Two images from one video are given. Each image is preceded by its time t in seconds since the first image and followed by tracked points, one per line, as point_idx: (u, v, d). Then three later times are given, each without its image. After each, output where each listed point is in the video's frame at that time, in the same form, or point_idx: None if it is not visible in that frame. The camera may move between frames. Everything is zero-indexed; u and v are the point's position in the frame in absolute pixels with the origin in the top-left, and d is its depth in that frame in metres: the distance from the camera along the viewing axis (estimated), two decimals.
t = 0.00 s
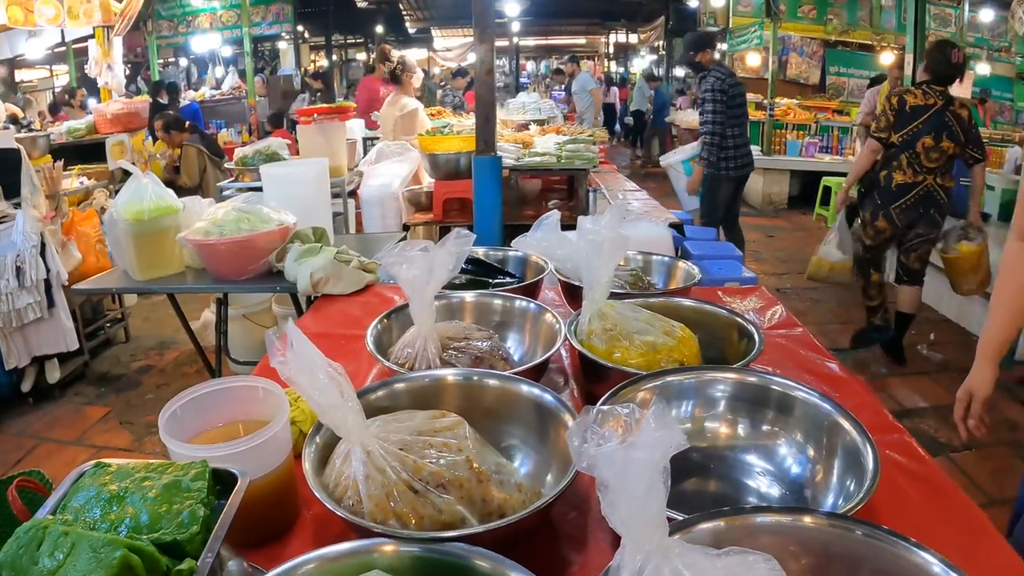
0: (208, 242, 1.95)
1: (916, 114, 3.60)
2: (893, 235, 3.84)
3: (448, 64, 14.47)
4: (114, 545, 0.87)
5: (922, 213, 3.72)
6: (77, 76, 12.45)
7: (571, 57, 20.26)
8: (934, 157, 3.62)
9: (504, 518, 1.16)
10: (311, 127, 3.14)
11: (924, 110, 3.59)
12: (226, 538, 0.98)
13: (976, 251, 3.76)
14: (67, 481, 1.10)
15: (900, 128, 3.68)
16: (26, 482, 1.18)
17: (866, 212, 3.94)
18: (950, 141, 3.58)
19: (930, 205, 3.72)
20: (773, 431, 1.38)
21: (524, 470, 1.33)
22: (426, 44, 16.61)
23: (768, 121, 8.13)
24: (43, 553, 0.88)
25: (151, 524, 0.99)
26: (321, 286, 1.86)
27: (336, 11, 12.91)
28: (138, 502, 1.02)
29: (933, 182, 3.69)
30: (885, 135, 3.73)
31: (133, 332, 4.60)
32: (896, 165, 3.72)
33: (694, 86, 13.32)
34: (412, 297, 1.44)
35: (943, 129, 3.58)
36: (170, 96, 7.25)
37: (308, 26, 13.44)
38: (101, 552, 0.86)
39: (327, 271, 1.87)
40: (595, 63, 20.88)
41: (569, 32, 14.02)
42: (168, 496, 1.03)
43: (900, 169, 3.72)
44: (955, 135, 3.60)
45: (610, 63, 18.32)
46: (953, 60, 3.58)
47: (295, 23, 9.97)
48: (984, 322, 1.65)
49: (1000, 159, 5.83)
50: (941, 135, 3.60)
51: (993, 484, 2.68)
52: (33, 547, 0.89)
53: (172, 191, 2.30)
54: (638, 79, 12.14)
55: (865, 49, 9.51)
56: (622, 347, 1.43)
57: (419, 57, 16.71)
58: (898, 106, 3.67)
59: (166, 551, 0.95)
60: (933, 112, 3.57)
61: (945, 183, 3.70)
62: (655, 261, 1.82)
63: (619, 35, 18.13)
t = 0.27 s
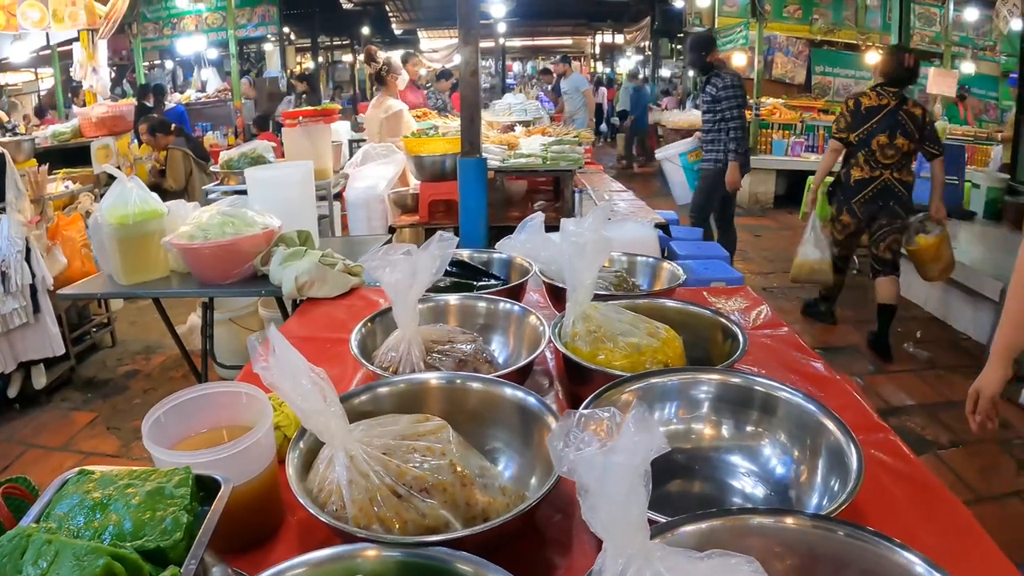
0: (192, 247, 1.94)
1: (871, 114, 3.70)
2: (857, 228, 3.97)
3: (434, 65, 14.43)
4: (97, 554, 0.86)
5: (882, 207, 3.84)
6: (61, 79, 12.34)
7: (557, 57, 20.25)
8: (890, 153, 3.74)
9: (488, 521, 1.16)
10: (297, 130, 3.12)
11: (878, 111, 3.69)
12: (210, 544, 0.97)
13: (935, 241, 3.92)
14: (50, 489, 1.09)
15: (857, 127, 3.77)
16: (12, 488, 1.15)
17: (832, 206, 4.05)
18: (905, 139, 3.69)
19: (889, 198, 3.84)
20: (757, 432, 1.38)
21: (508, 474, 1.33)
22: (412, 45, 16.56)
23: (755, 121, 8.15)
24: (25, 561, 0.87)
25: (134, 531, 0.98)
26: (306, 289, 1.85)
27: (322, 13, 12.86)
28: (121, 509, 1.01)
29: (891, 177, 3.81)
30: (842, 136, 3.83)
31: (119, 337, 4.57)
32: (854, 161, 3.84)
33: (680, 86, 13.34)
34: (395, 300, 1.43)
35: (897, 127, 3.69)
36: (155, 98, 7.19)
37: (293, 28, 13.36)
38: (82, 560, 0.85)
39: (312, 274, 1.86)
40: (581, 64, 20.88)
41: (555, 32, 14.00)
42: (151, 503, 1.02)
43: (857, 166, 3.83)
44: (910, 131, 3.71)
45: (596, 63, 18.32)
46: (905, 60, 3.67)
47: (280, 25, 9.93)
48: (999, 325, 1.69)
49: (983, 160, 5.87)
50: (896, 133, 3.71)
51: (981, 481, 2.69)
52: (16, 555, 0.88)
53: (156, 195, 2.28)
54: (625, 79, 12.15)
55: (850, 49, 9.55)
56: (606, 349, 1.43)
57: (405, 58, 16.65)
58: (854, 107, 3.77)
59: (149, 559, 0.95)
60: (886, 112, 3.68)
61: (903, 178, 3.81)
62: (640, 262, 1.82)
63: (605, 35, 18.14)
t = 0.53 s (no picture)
0: (170, 251, 1.92)
1: (818, 105, 3.91)
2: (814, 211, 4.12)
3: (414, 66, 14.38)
4: (73, 560, 0.86)
5: (834, 190, 4.02)
6: (38, 82, 12.19)
7: (538, 56, 20.23)
8: (839, 140, 3.95)
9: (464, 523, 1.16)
10: (275, 132, 3.11)
11: (824, 101, 3.91)
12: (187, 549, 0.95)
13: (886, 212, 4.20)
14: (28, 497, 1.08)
15: (806, 118, 3.97)
16: None
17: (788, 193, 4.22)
18: (852, 125, 3.90)
19: (841, 183, 4.02)
20: (733, 430, 1.39)
21: (485, 475, 1.33)
22: (393, 45, 16.51)
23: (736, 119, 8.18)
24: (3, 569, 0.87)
25: (111, 538, 0.97)
26: (284, 293, 1.84)
27: (302, 14, 12.75)
28: (98, 516, 1.00)
29: (842, 162, 4.00)
30: (793, 127, 4.02)
31: (99, 342, 4.54)
32: (807, 149, 4.03)
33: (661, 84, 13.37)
34: (371, 303, 1.43)
35: (843, 115, 3.91)
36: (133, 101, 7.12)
37: (273, 30, 13.27)
38: (60, 568, 0.85)
39: (290, 278, 1.85)
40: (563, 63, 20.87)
41: (536, 32, 13.98)
42: (128, 510, 1.01)
43: (810, 153, 4.02)
44: (856, 118, 3.93)
45: (577, 62, 18.32)
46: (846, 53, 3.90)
47: (259, 26, 9.87)
48: None
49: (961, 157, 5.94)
50: (842, 121, 3.92)
51: (961, 474, 2.72)
52: None
53: (134, 199, 2.27)
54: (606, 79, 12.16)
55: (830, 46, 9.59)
56: (582, 349, 1.43)
57: (386, 58, 16.58)
58: (802, 99, 3.98)
59: (126, 565, 0.93)
60: (831, 102, 3.89)
61: (853, 164, 3.99)
62: (617, 262, 1.82)
63: (586, 35, 18.15)
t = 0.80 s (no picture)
0: (152, 251, 1.91)
1: (786, 98, 4.02)
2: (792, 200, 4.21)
3: (396, 64, 14.34)
4: (54, 560, 0.87)
5: (809, 178, 4.13)
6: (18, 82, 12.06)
7: (521, 53, 20.20)
8: (810, 130, 4.05)
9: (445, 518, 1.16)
10: (257, 131, 3.09)
11: (792, 94, 4.01)
12: (168, 546, 0.93)
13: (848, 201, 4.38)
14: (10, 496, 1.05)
15: (775, 112, 4.09)
16: None
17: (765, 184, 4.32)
18: (821, 115, 4.01)
19: (814, 170, 4.13)
20: (712, 423, 1.40)
21: (466, 470, 1.33)
22: (376, 43, 16.43)
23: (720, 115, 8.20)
24: None
25: (92, 537, 0.95)
26: (266, 292, 1.83)
27: (283, 13, 12.61)
28: (79, 516, 0.98)
29: (814, 151, 4.10)
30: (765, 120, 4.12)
31: (83, 344, 4.50)
32: (779, 141, 4.12)
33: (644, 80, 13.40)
34: (351, 301, 1.43)
35: (811, 106, 4.01)
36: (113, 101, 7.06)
37: (255, 28, 13.19)
38: (41, 568, 0.85)
39: (272, 276, 1.84)
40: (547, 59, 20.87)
41: (519, 29, 13.96)
42: (109, 509, 0.99)
43: (783, 144, 4.12)
44: (824, 108, 4.03)
45: (561, 59, 18.32)
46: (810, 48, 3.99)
47: (241, 25, 9.79)
48: None
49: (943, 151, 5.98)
50: (811, 111, 4.03)
51: (945, 466, 2.74)
52: None
53: (115, 199, 2.25)
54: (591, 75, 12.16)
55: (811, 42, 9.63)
56: (562, 344, 1.43)
57: (369, 56, 16.51)
58: (772, 93, 4.07)
59: (108, 565, 0.92)
60: (799, 95, 3.99)
61: (825, 152, 4.11)
62: (598, 257, 1.82)
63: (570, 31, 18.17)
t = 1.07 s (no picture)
0: (122, 250, 1.88)
1: (757, 91, 4.11)
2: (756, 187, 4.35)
3: (370, 59, 14.27)
4: (26, 562, 0.85)
5: (774, 168, 4.27)
6: None
7: (495, 47, 20.13)
8: (776, 123, 4.19)
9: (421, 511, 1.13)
10: (228, 128, 3.07)
11: (763, 88, 4.11)
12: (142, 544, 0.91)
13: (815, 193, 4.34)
14: None
15: (745, 104, 4.18)
16: None
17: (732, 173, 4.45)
18: (787, 110, 4.15)
19: (778, 161, 4.28)
20: (687, 411, 1.40)
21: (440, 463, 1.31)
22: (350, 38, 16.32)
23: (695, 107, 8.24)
24: None
25: (65, 539, 0.93)
26: (238, 289, 1.82)
27: (254, 9, 11.95)
28: (51, 517, 0.96)
29: (779, 143, 4.25)
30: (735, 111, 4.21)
31: (57, 346, 4.45)
32: (747, 132, 4.25)
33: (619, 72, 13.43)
34: (323, 297, 1.42)
35: (779, 101, 4.14)
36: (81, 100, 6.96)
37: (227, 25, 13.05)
38: (12, 570, 0.83)
39: (244, 273, 1.83)
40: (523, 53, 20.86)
41: (494, 23, 13.92)
42: (81, 510, 0.97)
43: (750, 135, 4.24)
44: (790, 103, 4.18)
45: (537, 52, 18.29)
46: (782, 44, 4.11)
47: (213, 21, 9.66)
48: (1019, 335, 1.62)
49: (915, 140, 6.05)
50: (779, 106, 4.16)
51: (921, 451, 2.77)
52: None
53: (86, 199, 2.22)
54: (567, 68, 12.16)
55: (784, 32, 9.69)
56: (535, 336, 1.43)
57: (343, 52, 16.41)
58: (742, 86, 4.17)
59: (81, 566, 0.90)
60: (769, 89, 4.10)
61: (790, 144, 4.26)
62: (571, 248, 1.83)
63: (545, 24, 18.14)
